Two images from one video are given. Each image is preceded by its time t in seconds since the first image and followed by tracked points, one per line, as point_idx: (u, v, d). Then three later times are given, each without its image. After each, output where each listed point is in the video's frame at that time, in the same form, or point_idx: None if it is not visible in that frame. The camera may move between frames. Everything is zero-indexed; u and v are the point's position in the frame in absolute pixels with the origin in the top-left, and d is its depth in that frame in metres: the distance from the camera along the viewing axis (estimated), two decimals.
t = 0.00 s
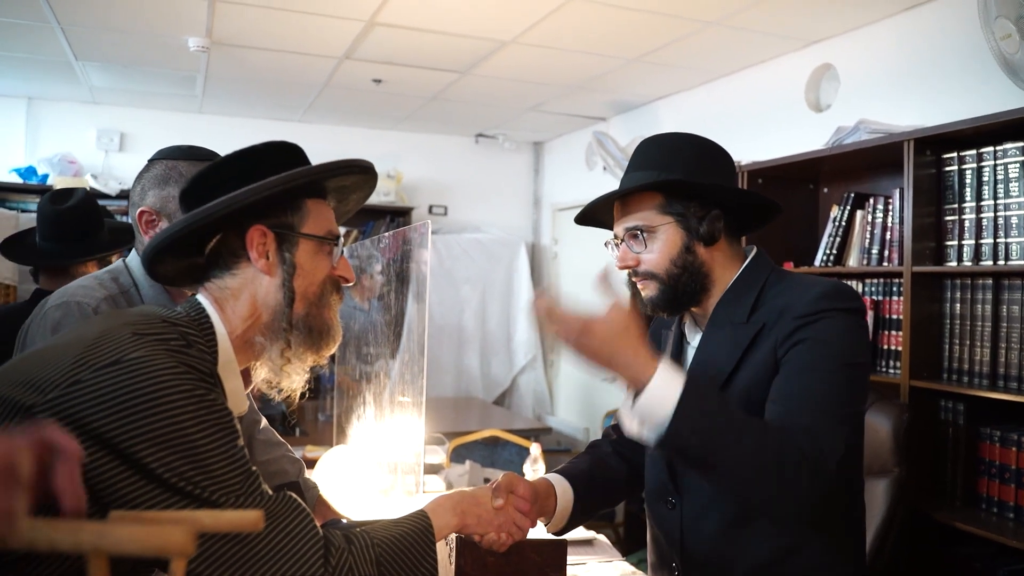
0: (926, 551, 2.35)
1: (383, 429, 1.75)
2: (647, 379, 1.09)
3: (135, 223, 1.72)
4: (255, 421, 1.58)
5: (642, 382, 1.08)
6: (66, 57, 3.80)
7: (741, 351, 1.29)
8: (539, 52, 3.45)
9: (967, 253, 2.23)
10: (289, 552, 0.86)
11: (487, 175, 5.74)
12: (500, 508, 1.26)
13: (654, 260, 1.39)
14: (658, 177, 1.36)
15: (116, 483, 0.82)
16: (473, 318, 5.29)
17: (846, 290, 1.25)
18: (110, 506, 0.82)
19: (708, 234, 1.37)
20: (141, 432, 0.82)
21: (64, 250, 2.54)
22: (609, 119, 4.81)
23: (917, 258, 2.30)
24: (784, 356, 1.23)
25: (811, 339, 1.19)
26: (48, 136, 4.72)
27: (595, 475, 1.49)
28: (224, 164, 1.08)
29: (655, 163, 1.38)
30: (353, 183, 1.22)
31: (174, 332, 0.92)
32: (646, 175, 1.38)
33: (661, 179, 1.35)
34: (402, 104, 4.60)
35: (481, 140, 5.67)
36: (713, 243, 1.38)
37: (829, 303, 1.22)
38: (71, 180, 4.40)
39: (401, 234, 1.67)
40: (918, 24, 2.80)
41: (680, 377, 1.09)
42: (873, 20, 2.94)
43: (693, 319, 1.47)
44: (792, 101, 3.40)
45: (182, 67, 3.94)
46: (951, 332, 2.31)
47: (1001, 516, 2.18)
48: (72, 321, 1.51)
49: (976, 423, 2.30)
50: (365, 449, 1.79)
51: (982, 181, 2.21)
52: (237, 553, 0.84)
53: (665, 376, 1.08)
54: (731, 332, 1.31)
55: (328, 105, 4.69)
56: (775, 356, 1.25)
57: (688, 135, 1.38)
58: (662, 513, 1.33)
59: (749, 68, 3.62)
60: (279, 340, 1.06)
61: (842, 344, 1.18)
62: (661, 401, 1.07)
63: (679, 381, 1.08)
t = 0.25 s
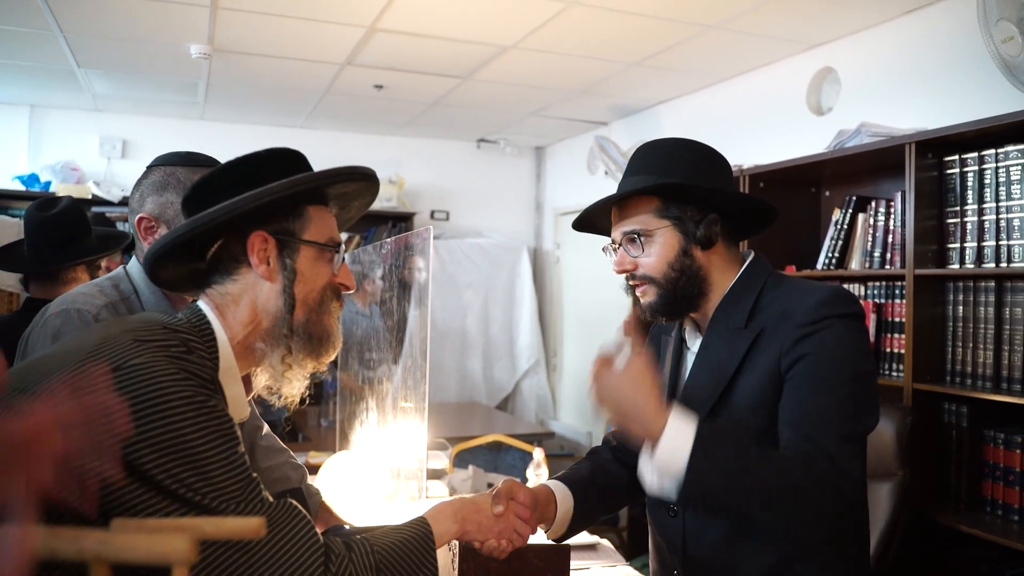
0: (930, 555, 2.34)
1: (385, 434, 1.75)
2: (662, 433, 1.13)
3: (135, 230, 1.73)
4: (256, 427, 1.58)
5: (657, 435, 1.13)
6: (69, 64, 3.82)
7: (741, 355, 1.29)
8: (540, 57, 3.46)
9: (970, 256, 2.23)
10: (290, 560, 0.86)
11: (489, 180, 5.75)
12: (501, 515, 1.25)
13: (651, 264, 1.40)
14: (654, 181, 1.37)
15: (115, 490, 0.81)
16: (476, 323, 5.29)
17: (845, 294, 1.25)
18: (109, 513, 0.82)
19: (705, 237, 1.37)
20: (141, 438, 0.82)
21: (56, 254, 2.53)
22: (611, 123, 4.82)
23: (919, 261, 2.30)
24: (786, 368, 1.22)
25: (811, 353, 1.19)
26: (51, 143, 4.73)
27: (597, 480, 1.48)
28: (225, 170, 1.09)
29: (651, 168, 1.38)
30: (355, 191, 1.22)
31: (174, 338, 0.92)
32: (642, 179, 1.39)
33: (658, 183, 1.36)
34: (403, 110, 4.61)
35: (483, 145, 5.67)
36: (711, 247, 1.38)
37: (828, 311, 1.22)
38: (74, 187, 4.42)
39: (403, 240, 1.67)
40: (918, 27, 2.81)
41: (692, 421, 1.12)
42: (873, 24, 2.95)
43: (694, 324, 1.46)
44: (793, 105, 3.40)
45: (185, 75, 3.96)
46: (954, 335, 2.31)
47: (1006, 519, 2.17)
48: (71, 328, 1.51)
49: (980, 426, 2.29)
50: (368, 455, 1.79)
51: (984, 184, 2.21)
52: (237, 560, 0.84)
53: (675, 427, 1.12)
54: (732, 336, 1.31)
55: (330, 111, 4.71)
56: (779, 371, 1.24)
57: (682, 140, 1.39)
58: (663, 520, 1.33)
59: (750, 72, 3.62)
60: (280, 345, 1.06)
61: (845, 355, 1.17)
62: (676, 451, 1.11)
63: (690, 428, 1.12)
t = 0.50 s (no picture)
0: (935, 552, 2.34)
1: (390, 435, 1.75)
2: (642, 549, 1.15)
3: (138, 232, 1.73)
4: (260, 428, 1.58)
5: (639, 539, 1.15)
6: (72, 68, 3.83)
7: (744, 354, 1.29)
8: (542, 58, 3.46)
9: (974, 255, 2.23)
10: (296, 561, 0.86)
11: (491, 181, 5.75)
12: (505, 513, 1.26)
13: (659, 260, 1.40)
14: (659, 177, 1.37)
15: (118, 491, 0.81)
16: (479, 324, 5.30)
17: (850, 294, 1.24)
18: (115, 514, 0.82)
19: (712, 232, 1.37)
20: (146, 439, 0.82)
21: (58, 256, 2.53)
22: (613, 124, 4.82)
23: (923, 259, 2.30)
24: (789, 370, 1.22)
25: (814, 355, 1.19)
26: (55, 146, 4.75)
27: (602, 480, 1.49)
28: (225, 168, 1.09)
29: (657, 165, 1.38)
30: (357, 191, 1.23)
31: (177, 338, 0.92)
32: (645, 176, 1.39)
33: (662, 179, 1.36)
34: (405, 112, 4.62)
35: (485, 146, 5.68)
36: (718, 241, 1.38)
37: (831, 312, 1.22)
38: (77, 191, 4.43)
39: (408, 241, 1.67)
40: (920, 26, 2.81)
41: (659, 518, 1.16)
42: (875, 23, 2.95)
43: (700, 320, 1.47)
44: (796, 104, 3.40)
45: (188, 77, 3.96)
46: (958, 334, 2.31)
47: (1012, 518, 2.17)
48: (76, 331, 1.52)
49: (985, 425, 2.29)
50: (372, 456, 1.79)
51: (987, 183, 2.20)
52: (243, 560, 0.84)
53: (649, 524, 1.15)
54: (738, 335, 1.31)
55: (332, 113, 4.71)
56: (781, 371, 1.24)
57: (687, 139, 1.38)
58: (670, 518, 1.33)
59: (752, 71, 3.62)
60: (282, 344, 1.07)
61: (847, 356, 1.17)
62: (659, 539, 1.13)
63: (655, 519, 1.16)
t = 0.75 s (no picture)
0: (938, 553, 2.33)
1: (394, 437, 1.75)
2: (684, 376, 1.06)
3: (143, 234, 1.74)
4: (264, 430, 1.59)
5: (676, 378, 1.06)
6: (76, 70, 3.85)
7: (748, 352, 1.29)
8: (544, 59, 3.46)
9: (977, 255, 2.22)
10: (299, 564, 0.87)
11: (495, 182, 5.75)
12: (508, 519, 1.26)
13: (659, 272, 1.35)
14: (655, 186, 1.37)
15: (124, 493, 0.82)
16: (482, 325, 5.30)
17: (853, 293, 1.25)
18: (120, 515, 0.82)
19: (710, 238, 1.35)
20: (152, 441, 0.82)
21: (65, 258, 2.54)
22: (616, 124, 4.82)
23: (926, 259, 2.30)
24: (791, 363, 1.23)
25: (821, 346, 1.19)
26: (59, 148, 4.76)
27: (605, 481, 1.49)
28: (234, 172, 1.10)
29: (652, 172, 1.38)
30: (364, 195, 1.23)
31: (182, 340, 0.93)
32: (641, 185, 1.39)
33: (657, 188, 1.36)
34: (409, 113, 4.62)
35: (488, 147, 5.68)
36: (715, 248, 1.37)
37: (835, 309, 1.22)
38: (81, 192, 4.44)
39: (411, 243, 1.68)
40: (924, 25, 2.80)
41: (715, 371, 1.05)
42: (878, 22, 2.94)
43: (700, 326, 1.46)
44: (799, 104, 3.39)
45: (191, 79, 3.97)
46: (962, 334, 2.30)
47: (1016, 518, 2.16)
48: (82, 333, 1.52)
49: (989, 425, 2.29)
50: (376, 458, 1.80)
51: (991, 182, 2.20)
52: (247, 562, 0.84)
53: (698, 371, 1.05)
54: (741, 335, 1.31)
55: (335, 114, 4.72)
56: (782, 364, 1.26)
57: (678, 145, 1.40)
58: (673, 520, 1.31)
59: (755, 71, 3.62)
60: (289, 345, 1.06)
61: (853, 350, 1.18)
62: (696, 396, 1.04)
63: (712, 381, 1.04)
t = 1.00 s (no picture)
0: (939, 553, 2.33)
1: (394, 438, 1.75)
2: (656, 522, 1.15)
3: (145, 234, 1.74)
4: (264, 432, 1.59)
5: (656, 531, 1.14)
6: (76, 71, 3.85)
7: (748, 355, 1.29)
8: (545, 59, 3.47)
9: (978, 255, 2.23)
10: (297, 565, 0.87)
11: (495, 182, 5.75)
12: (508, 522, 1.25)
13: (658, 263, 1.40)
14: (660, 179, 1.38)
15: (123, 493, 0.82)
16: (483, 325, 5.30)
17: (853, 297, 1.25)
18: (119, 515, 0.82)
19: (713, 235, 1.37)
20: (149, 441, 0.83)
21: (72, 258, 2.54)
22: (617, 124, 4.82)
23: (927, 260, 2.30)
24: (795, 373, 1.22)
25: (822, 355, 1.18)
26: (60, 149, 4.77)
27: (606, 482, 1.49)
28: (229, 171, 1.10)
29: (657, 167, 1.38)
30: (359, 191, 1.23)
31: (180, 340, 0.93)
32: (647, 177, 1.39)
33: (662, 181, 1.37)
34: (409, 113, 4.63)
35: (489, 147, 5.68)
36: (718, 245, 1.38)
37: (835, 314, 1.22)
38: (82, 194, 4.44)
39: (411, 244, 1.68)
40: (924, 26, 2.80)
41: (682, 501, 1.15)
42: (878, 23, 2.95)
43: (700, 324, 1.47)
44: (799, 104, 3.39)
45: (192, 80, 3.98)
46: (963, 334, 2.30)
47: (1017, 518, 2.16)
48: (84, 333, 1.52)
49: (990, 425, 2.29)
50: (376, 459, 1.80)
51: (992, 182, 2.20)
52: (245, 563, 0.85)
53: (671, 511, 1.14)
54: (742, 336, 1.31)
55: (335, 115, 4.72)
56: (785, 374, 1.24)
57: (686, 139, 1.39)
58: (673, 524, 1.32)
59: (755, 72, 3.62)
60: (288, 343, 1.07)
61: (854, 356, 1.17)
62: (674, 538, 1.13)
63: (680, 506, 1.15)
